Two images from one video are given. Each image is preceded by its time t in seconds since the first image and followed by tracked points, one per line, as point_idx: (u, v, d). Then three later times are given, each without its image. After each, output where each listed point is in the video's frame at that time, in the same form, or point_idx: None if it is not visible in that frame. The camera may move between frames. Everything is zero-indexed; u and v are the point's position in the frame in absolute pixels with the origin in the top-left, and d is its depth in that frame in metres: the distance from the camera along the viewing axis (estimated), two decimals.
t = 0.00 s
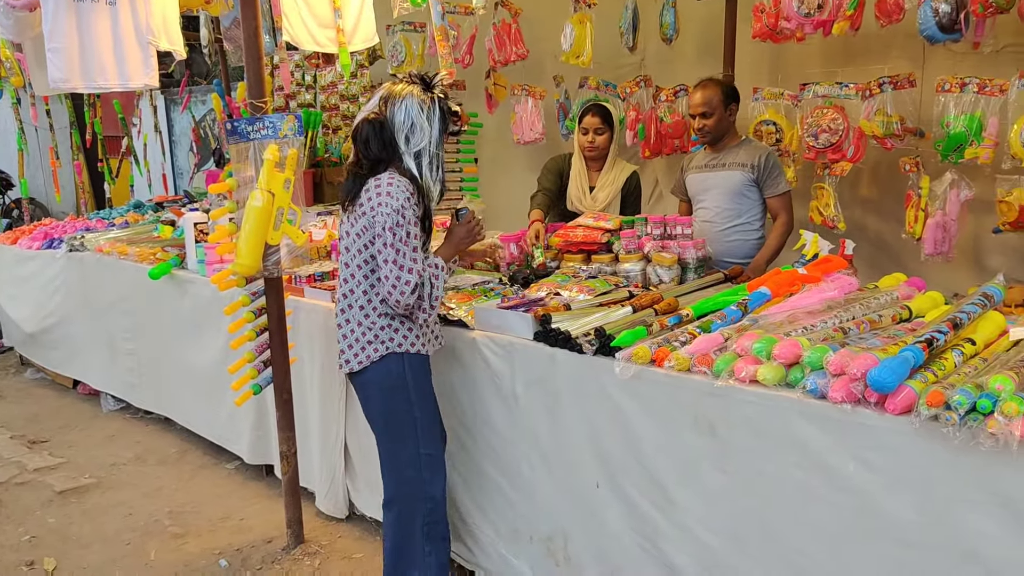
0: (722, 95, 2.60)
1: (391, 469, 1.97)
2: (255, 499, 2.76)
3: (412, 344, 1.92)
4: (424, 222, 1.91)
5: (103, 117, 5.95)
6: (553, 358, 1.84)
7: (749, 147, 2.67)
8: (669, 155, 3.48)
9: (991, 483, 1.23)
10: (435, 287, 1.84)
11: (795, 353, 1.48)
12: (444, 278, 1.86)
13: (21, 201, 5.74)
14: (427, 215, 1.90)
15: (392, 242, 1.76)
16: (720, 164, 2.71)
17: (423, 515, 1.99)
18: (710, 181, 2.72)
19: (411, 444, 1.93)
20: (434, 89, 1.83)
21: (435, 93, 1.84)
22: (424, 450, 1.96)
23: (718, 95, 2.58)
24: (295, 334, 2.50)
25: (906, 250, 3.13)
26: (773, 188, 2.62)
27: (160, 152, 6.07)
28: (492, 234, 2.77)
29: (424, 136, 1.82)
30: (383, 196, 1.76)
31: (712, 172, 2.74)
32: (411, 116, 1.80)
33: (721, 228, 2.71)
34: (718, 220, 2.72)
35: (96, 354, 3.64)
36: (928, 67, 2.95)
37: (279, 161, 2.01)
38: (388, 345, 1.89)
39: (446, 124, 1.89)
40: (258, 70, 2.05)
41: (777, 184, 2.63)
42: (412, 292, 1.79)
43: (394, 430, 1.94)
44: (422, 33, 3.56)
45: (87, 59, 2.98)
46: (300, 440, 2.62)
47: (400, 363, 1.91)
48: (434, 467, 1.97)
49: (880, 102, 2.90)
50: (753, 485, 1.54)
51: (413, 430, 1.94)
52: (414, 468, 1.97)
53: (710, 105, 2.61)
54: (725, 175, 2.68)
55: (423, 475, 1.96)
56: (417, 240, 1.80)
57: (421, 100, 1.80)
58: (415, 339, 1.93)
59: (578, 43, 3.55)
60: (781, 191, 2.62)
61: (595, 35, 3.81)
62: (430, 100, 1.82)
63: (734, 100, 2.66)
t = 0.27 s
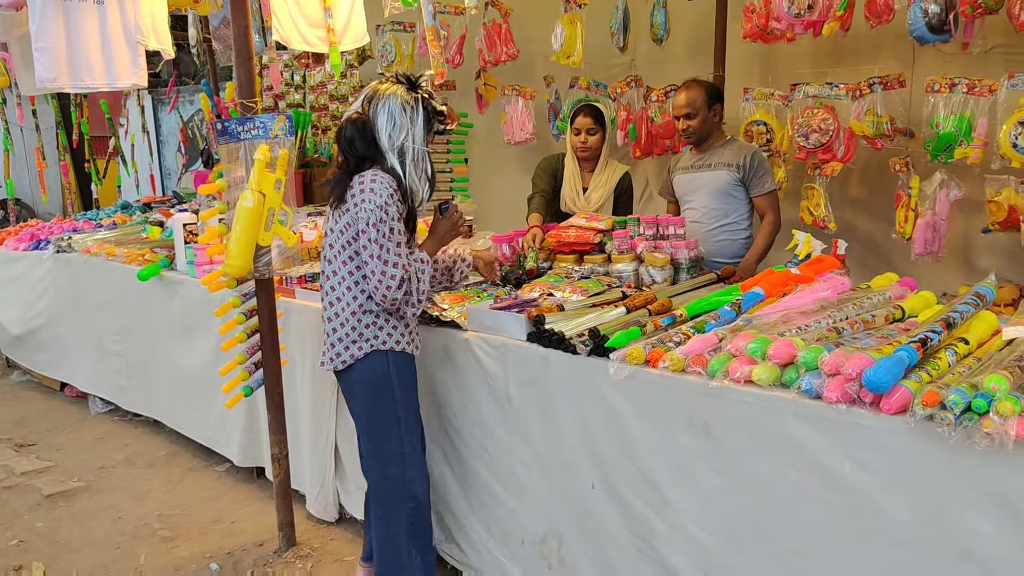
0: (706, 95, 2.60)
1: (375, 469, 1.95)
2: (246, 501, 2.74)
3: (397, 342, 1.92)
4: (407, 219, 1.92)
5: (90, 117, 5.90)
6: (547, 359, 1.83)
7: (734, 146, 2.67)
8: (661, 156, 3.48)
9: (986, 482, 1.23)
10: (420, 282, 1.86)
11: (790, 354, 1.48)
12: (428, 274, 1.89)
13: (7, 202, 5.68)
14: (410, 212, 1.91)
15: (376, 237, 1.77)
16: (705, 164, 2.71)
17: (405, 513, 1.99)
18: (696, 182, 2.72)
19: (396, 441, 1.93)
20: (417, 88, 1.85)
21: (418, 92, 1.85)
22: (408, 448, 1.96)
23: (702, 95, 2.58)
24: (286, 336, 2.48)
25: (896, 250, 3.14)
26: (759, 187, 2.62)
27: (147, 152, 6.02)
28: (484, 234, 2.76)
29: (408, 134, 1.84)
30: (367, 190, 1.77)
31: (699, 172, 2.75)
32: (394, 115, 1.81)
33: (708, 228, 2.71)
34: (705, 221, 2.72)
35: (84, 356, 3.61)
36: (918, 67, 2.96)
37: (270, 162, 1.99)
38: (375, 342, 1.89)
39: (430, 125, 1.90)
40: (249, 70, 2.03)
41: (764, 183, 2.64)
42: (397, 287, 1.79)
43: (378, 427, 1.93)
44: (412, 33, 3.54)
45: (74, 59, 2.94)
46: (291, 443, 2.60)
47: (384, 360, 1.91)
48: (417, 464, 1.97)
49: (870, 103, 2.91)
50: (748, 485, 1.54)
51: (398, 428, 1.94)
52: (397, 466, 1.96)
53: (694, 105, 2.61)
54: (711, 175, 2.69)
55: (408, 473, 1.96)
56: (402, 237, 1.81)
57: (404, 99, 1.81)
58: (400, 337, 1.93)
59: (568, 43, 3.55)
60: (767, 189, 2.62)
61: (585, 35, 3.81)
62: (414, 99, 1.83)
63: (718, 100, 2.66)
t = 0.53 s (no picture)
0: (694, 94, 2.59)
1: (359, 461, 1.99)
2: (243, 502, 2.72)
3: (380, 336, 1.91)
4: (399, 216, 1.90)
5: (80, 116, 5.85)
6: (547, 358, 1.82)
7: (725, 143, 2.67)
8: (656, 154, 3.48)
9: (992, 479, 1.23)
10: (402, 271, 1.83)
11: (793, 351, 1.47)
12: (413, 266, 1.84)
13: None
14: (403, 209, 1.90)
15: (358, 220, 1.77)
16: (696, 163, 2.71)
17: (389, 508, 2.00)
18: (688, 180, 2.72)
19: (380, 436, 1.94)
20: (418, 90, 1.85)
21: (418, 93, 1.85)
22: (393, 444, 1.97)
23: (690, 94, 2.57)
24: (282, 336, 2.46)
25: (892, 247, 3.15)
26: (750, 184, 2.62)
27: (138, 152, 5.98)
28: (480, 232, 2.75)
29: (404, 135, 1.83)
30: (355, 178, 1.77)
31: (690, 171, 2.74)
32: (391, 114, 1.81)
33: (701, 226, 2.71)
34: (697, 219, 2.72)
35: (76, 358, 3.57)
36: (913, 65, 2.97)
37: (265, 160, 1.97)
38: (356, 334, 1.90)
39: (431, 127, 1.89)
40: (244, 68, 2.01)
41: (754, 179, 2.64)
42: (375, 272, 1.79)
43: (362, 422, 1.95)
44: (405, 31, 3.52)
45: (66, 57, 2.91)
46: (288, 444, 2.58)
47: (368, 353, 1.91)
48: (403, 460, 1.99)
49: (866, 100, 2.91)
50: (752, 483, 1.53)
51: (382, 424, 1.95)
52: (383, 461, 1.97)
53: (683, 104, 2.60)
54: (703, 173, 2.68)
55: (391, 468, 1.97)
56: (388, 225, 1.81)
57: (400, 101, 1.81)
58: (384, 331, 1.92)
59: (563, 41, 3.54)
60: (759, 186, 2.62)
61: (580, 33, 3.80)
62: (412, 101, 1.83)
63: (706, 99, 2.65)
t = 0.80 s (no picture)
0: (686, 85, 2.57)
1: (344, 449, 1.97)
2: (241, 499, 2.70)
3: (367, 322, 1.90)
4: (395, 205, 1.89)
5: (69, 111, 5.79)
6: (549, 351, 1.81)
7: (717, 134, 2.65)
8: (652, 145, 3.46)
9: (1003, 469, 1.23)
10: (390, 254, 1.78)
11: (799, 341, 1.46)
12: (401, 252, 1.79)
13: None
14: (399, 199, 1.88)
15: (347, 198, 1.76)
16: (689, 154, 2.69)
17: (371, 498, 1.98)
18: (681, 172, 2.70)
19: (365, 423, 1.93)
20: (417, 85, 1.83)
21: (417, 89, 1.83)
22: (378, 433, 1.95)
23: (682, 86, 2.55)
24: (280, 330, 2.44)
25: (889, 237, 3.14)
26: (743, 174, 2.61)
27: (128, 147, 5.92)
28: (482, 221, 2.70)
29: (401, 128, 1.81)
30: (349, 161, 1.77)
31: (683, 162, 2.72)
32: (389, 110, 1.80)
33: (695, 217, 2.69)
34: (692, 210, 2.70)
35: (70, 354, 3.54)
36: (910, 55, 2.96)
37: (263, 153, 1.95)
38: (341, 317, 1.88)
39: (431, 121, 1.87)
40: (239, 59, 1.98)
41: (748, 169, 2.63)
42: (361, 251, 1.77)
43: (346, 409, 1.94)
44: (399, 24, 3.49)
45: (57, 50, 2.88)
46: (286, 439, 2.56)
47: (353, 338, 1.89)
48: (388, 450, 1.97)
49: (863, 90, 2.91)
50: (759, 475, 1.52)
51: (367, 411, 1.93)
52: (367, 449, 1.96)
53: (674, 95, 2.58)
54: (696, 164, 2.66)
55: (376, 456, 1.95)
56: (379, 207, 1.79)
57: (399, 96, 1.79)
58: (371, 318, 1.90)
59: (558, 32, 3.52)
60: (752, 176, 2.61)
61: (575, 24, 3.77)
62: (410, 95, 1.80)
63: (699, 90, 2.63)
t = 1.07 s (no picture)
0: (684, 72, 2.55)
1: (340, 436, 1.96)
2: (243, 490, 2.69)
3: (365, 310, 1.88)
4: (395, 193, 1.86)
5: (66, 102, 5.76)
6: (553, 340, 1.79)
7: (715, 121, 2.63)
8: (654, 133, 3.44)
9: (1013, 456, 1.22)
10: (385, 241, 1.77)
11: (806, 329, 1.45)
12: (396, 241, 1.77)
13: None
14: (399, 187, 1.85)
15: (342, 185, 1.75)
16: (686, 141, 2.66)
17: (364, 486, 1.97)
18: (679, 160, 2.68)
19: (360, 412, 1.91)
20: (416, 71, 1.80)
21: (416, 75, 1.80)
22: (373, 421, 1.93)
23: (680, 73, 2.53)
24: (281, 320, 2.43)
25: (892, 224, 3.13)
26: (741, 161, 2.59)
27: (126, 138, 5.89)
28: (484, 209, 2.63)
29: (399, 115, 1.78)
30: (346, 149, 1.76)
31: (681, 150, 2.70)
32: (385, 96, 1.77)
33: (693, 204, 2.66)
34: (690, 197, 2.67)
35: (69, 347, 3.52)
36: (914, 40, 2.93)
37: (262, 141, 1.93)
38: (339, 304, 1.87)
39: (431, 109, 1.83)
40: (239, 46, 1.95)
41: (745, 157, 2.61)
42: (353, 238, 1.76)
43: (343, 396, 1.93)
44: (398, 12, 3.46)
45: (53, 39, 2.85)
46: (288, 430, 2.55)
47: (352, 326, 1.88)
48: (384, 439, 1.95)
49: (867, 77, 2.89)
50: (766, 463, 1.51)
51: (363, 399, 1.92)
52: (363, 438, 1.94)
53: (672, 82, 2.57)
54: (693, 152, 2.64)
55: (370, 445, 1.94)
56: (374, 194, 1.77)
57: (395, 82, 1.76)
58: (370, 306, 1.89)
59: (559, 19, 3.49)
60: (750, 163, 2.59)
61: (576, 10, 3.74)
62: (409, 81, 1.78)
63: (696, 77, 2.61)
